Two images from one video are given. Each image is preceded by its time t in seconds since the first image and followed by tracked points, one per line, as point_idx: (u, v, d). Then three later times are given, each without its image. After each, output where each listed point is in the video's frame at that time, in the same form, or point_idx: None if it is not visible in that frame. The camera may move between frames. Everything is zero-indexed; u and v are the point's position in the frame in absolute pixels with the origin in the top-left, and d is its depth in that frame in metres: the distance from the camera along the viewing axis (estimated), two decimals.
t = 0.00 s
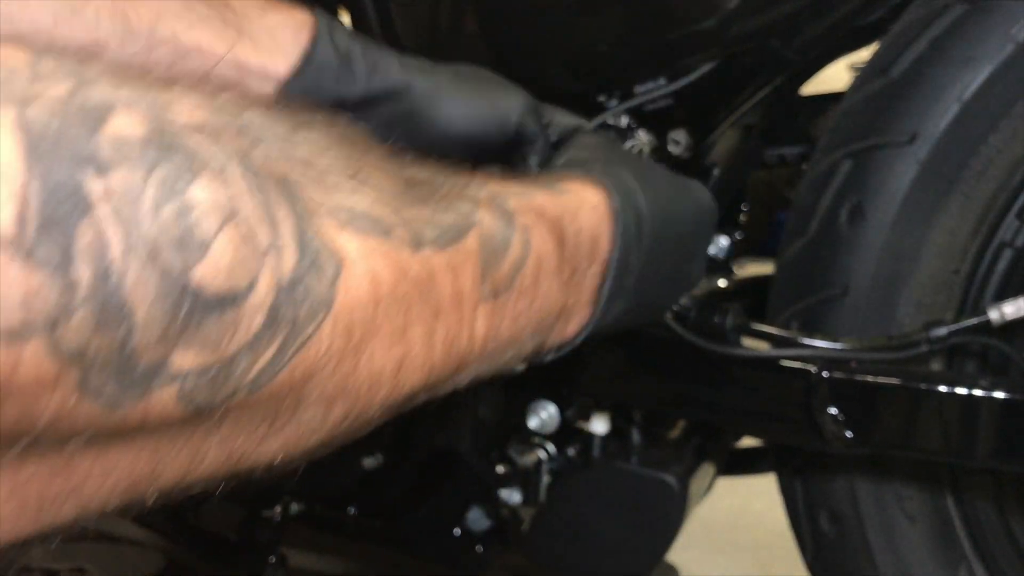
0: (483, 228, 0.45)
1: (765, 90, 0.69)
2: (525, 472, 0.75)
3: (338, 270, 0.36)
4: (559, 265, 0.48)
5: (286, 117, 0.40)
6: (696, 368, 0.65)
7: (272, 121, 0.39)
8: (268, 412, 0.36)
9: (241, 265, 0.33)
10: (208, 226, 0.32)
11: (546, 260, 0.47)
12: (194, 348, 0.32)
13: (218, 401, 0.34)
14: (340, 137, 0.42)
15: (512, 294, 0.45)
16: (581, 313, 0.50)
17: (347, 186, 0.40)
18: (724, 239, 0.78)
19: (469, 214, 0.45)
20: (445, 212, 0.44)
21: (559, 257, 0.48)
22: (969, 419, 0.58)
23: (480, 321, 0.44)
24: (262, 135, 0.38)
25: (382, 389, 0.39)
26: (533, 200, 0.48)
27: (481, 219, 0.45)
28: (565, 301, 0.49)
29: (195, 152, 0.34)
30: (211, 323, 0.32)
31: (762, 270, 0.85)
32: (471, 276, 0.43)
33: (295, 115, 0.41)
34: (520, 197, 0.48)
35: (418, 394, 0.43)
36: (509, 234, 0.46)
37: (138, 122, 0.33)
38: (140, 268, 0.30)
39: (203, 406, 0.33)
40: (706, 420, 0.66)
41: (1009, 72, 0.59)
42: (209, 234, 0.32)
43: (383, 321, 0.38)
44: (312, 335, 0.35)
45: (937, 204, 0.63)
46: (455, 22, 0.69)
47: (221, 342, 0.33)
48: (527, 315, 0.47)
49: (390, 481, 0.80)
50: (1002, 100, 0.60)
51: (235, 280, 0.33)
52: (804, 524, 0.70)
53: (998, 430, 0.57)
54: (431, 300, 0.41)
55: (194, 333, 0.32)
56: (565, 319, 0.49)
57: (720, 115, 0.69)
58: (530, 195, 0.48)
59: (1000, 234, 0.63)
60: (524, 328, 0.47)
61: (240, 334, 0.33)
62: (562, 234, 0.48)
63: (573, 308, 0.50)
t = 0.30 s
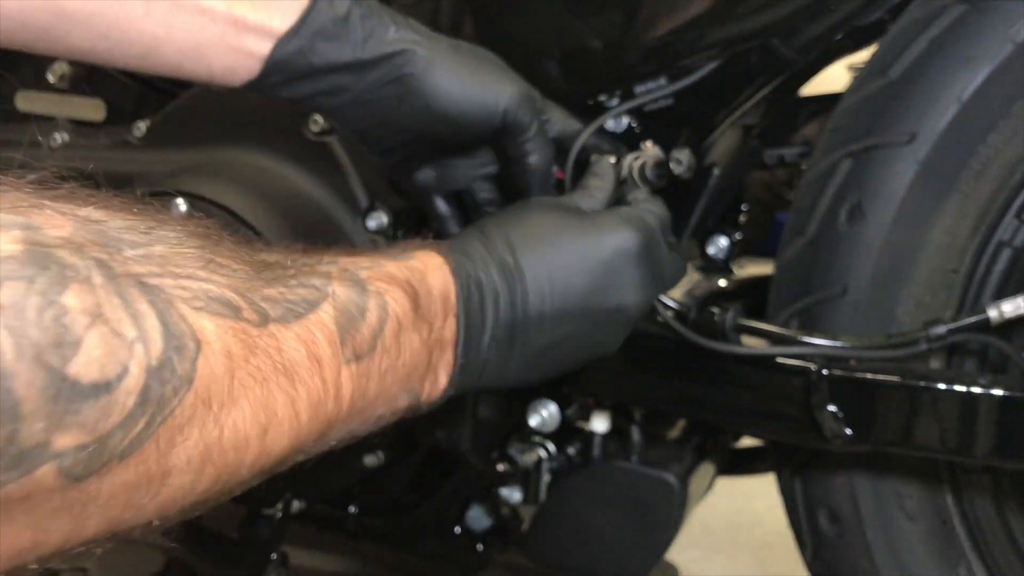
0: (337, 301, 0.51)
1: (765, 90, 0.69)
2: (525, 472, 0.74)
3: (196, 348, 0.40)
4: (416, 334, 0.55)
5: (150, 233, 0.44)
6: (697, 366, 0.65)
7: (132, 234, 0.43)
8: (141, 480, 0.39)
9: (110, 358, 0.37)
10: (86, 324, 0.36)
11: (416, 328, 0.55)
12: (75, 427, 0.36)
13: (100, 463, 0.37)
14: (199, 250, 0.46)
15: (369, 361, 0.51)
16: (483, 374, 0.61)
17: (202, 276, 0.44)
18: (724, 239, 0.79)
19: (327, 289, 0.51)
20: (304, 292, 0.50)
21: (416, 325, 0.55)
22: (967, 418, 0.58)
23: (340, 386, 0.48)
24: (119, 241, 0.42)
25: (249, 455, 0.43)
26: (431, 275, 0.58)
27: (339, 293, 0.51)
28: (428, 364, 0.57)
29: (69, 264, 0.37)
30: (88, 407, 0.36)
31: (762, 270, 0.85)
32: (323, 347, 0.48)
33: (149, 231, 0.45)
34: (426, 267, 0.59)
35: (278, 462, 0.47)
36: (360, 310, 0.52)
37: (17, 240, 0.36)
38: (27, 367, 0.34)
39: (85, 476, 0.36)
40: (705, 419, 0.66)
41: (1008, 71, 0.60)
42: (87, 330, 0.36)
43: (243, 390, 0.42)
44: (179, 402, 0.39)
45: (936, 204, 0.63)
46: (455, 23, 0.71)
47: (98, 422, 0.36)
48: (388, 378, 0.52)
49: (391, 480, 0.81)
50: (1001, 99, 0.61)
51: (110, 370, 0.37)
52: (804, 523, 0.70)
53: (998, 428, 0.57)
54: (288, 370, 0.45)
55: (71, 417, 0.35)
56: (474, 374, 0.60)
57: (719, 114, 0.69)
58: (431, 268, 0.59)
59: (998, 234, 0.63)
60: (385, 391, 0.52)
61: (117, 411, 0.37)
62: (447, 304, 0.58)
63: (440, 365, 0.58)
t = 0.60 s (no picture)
0: (313, 324, 0.49)
1: (764, 90, 0.70)
2: (525, 473, 0.76)
3: (155, 404, 0.40)
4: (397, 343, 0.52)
5: (116, 270, 0.46)
6: (697, 367, 0.66)
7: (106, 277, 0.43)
8: (99, 530, 0.39)
9: (57, 427, 0.38)
10: (27, 398, 0.38)
11: (392, 342, 0.52)
12: (18, 495, 0.37)
13: (47, 527, 0.38)
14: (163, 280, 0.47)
15: (351, 377, 0.49)
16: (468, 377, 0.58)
17: (174, 322, 0.44)
18: (722, 239, 0.79)
19: (298, 313, 0.49)
20: (275, 315, 0.48)
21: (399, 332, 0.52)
22: (966, 418, 0.58)
23: (318, 410, 0.47)
24: (81, 296, 0.43)
25: (219, 487, 0.43)
26: (418, 282, 0.55)
27: (313, 315, 0.49)
28: (411, 375, 0.54)
29: (20, 332, 0.39)
30: (30, 476, 0.37)
31: (762, 270, 0.86)
32: (298, 377, 0.47)
33: (111, 267, 0.46)
34: (409, 271, 0.56)
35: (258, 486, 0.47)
36: (333, 325, 0.49)
37: None
38: None
39: (34, 535, 0.38)
40: (705, 419, 0.67)
41: (1007, 72, 0.60)
42: (27, 404, 0.38)
43: (205, 430, 0.42)
44: (128, 460, 0.40)
45: (935, 204, 0.63)
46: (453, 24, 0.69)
47: (42, 487, 0.38)
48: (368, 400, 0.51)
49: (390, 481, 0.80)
50: (1001, 100, 0.61)
51: (55, 436, 0.38)
52: (803, 523, 0.70)
53: (995, 429, 0.57)
54: (257, 405, 0.44)
55: (16, 485, 0.37)
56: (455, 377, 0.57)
57: (718, 116, 0.69)
58: (414, 272, 0.56)
59: (997, 234, 0.64)
60: (367, 410, 0.51)
61: (60, 477, 0.38)
62: (433, 309, 0.55)
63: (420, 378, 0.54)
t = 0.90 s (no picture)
0: (244, 289, 0.50)
1: (763, 90, 0.70)
2: (524, 471, 0.76)
3: (57, 367, 0.41)
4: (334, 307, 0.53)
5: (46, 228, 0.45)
6: (697, 365, 0.66)
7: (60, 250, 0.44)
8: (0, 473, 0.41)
9: None
10: None
11: (323, 302, 0.53)
12: None
13: None
14: (96, 238, 0.46)
15: (282, 340, 0.51)
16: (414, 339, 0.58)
17: (87, 290, 0.44)
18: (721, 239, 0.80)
19: (228, 278, 0.50)
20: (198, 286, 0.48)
21: (339, 295, 0.53)
22: (964, 417, 0.58)
23: (244, 372, 0.49)
24: None
25: (132, 438, 0.45)
26: (362, 245, 0.56)
27: (246, 280, 0.50)
28: (354, 333, 0.55)
29: None
30: None
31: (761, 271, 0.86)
32: (219, 339, 0.48)
33: (42, 229, 0.44)
34: (355, 236, 0.56)
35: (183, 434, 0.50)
36: (262, 286, 0.51)
37: None
38: None
39: None
40: (706, 417, 0.67)
41: (1005, 73, 0.61)
42: None
43: (111, 390, 0.43)
44: (29, 416, 0.41)
45: (934, 204, 0.64)
46: (454, 25, 0.70)
47: None
48: (304, 360, 0.52)
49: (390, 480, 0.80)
50: (999, 100, 0.61)
51: None
52: (802, 522, 0.70)
53: (993, 428, 0.57)
54: (169, 364, 0.45)
55: None
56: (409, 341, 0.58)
57: (717, 117, 0.70)
58: (358, 236, 0.56)
59: (995, 234, 0.64)
60: (308, 369, 0.53)
61: None
62: (377, 275, 0.56)
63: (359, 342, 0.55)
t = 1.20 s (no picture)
0: (232, 179, 0.42)
1: (763, 90, 0.70)
2: (524, 471, 0.77)
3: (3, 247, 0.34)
4: (347, 223, 0.47)
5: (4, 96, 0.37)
6: (697, 365, 0.66)
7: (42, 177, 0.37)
8: None
9: None
10: None
11: (333, 214, 0.46)
12: None
13: None
14: (67, 107, 0.38)
15: (271, 236, 0.43)
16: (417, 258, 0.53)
17: (48, 165, 0.36)
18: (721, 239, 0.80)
19: (214, 164, 0.41)
20: (199, 155, 0.41)
21: (346, 195, 0.46)
22: (964, 418, 0.58)
23: (229, 263, 0.41)
24: None
25: (95, 323, 0.37)
26: (383, 152, 0.49)
27: (234, 169, 0.42)
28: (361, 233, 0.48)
29: None
30: None
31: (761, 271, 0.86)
32: (202, 231, 0.40)
33: None
34: (362, 142, 0.48)
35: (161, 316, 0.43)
36: (270, 185, 0.43)
37: None
38: None
39: None
40: (705, 417, 0.67)
41: (1004, 73, 0.61)
42: None
43: (71, 268, 0.36)
44: None
45: (934, 204, 0.64)
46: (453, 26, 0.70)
47: None
48: (295, 261, 0.45)
49: (391, 480, 0.80)
50: (998, 101, 0.61)
51: None
52: (802, 522, 0.70)
53: (993, 429, 0.57)
54: (144, 249, 0.38)
55: None
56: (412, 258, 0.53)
57: (716, 117, 0.70)
58: (370, 145, 0.48)
59: (995, 234, 0.64)
60: (300, 268, 0.45)
61: None
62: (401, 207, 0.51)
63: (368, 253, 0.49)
